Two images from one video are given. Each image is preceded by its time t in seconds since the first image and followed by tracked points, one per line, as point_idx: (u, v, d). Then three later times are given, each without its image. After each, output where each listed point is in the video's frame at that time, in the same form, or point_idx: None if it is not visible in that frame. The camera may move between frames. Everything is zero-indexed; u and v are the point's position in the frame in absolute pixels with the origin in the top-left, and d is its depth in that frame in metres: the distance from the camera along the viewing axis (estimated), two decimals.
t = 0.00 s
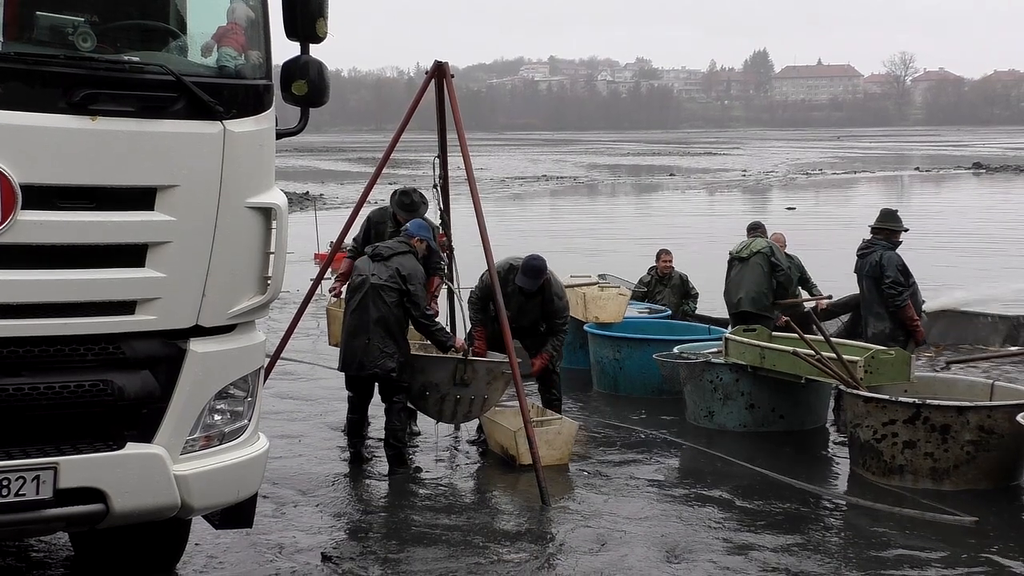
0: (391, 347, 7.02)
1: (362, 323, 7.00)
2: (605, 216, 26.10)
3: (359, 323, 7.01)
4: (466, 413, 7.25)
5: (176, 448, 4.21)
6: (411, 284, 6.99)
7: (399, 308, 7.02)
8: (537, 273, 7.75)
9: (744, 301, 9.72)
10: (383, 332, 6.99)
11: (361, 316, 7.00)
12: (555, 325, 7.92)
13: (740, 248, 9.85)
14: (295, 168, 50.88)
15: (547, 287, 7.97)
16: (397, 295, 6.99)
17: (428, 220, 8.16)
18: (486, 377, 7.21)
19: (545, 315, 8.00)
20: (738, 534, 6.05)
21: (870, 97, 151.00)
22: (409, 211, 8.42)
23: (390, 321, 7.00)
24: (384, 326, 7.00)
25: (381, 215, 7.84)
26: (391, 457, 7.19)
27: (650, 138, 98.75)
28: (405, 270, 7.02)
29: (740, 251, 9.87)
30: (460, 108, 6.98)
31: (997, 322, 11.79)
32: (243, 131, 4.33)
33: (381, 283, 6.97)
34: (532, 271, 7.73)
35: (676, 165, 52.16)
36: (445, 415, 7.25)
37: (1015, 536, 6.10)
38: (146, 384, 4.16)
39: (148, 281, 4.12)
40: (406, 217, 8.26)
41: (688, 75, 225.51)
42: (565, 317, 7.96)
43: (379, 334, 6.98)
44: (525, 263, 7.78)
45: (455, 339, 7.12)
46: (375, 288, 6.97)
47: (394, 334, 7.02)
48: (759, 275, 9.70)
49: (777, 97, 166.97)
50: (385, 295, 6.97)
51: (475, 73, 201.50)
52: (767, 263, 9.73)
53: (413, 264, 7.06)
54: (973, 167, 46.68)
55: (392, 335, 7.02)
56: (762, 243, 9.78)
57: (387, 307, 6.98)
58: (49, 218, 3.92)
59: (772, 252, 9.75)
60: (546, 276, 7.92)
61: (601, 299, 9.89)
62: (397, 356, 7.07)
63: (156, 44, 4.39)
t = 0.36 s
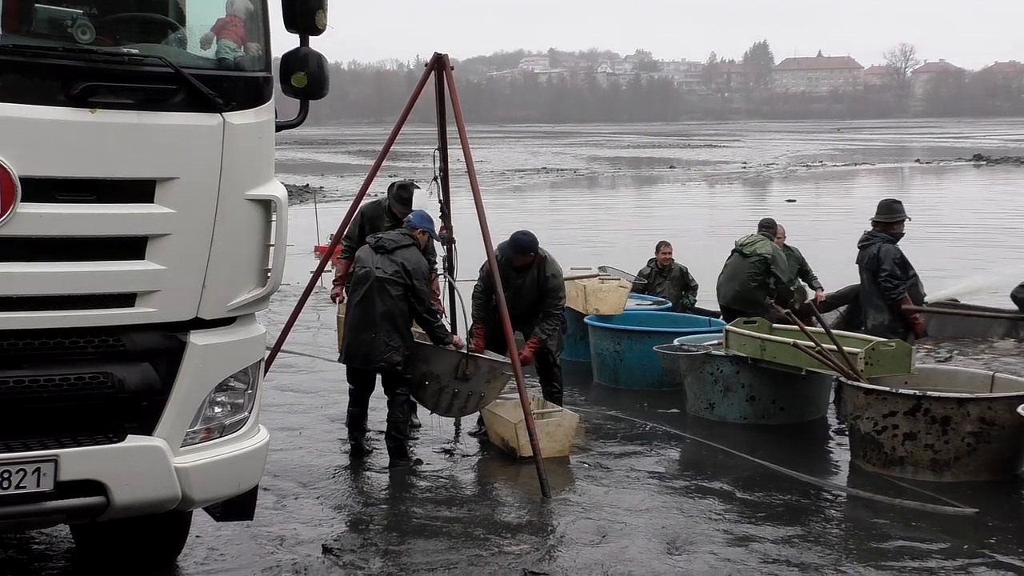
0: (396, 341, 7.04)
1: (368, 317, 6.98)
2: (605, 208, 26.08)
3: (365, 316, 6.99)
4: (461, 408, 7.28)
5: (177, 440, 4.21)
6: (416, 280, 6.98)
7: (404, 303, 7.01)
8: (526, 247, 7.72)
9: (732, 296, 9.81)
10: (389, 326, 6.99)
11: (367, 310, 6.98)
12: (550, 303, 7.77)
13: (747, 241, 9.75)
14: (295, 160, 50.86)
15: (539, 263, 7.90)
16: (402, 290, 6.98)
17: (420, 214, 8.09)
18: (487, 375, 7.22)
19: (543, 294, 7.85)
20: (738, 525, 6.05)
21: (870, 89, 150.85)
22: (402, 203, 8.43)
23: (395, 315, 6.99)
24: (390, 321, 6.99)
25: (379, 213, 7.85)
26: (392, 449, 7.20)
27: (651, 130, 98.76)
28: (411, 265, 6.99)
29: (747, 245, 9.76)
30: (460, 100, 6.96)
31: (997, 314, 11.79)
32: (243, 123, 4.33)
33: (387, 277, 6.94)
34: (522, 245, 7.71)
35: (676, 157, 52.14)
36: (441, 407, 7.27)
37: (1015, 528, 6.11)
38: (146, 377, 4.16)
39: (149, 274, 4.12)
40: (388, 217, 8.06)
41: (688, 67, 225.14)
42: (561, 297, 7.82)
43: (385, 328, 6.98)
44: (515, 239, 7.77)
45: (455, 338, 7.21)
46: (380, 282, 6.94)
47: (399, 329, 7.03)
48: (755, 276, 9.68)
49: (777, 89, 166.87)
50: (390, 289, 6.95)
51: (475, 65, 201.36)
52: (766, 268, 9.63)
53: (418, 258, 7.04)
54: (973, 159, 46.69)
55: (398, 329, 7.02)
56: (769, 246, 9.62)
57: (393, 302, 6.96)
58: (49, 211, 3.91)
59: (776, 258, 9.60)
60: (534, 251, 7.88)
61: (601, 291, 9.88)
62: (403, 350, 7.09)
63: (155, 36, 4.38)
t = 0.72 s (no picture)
0: (402, 333, 7.04)
1: (373, 309, 6.99)
2: (606, 200, 26.06)
3: (369, 309, 6.99)
4: (455, 401, 7.26)
5: (177, 432, 4.21)
6: (419, 269, 6.97)
7: (408, 294, 7.02)
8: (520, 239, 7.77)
9: (725, 290, 9.78)
10: (395, 318, 7.00)
11: (371, 303, 6.98)
12: (549, 293, 7.82)
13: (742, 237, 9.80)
14: (296, 153, 50.83)
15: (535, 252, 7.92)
16: (406, 280, 6.99)
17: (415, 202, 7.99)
18: (481, 371, 7.19)
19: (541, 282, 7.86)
20: (739, 517, 6.05)
21: (872, 81, 150.62)
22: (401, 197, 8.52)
23: (400, 307, 7.00)
24: (394, 312, 6.99)
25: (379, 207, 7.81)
26: (394, 441, 7.20)
27: (653, 122, 98.65)
28: (414, 255, 7.00)
29: (741, 241, 9.81)
30: (461, 91, 6.95)
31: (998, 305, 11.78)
32: (244, 115, 4.32)
33: (391, 269, 6.95)
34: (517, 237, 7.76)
35: (678, 149, 52.08)
36: (434, 398, 7.28)
37: (1017, 520, 6.10)
38: (147, 369, 4.16)
39: (149, 266, 4.12)
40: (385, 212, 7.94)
41: (690, 58, 224.87)
42: (559, 286, 7.84)
43: (391, 320, 6.99)
44: (507, 232, 7.80)
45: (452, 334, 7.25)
46: (384, 274, 6.94)
47: (405, 320, 7.05)
48: (751, 271, 9.69)
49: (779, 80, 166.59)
50: (395, 281, 6.96)
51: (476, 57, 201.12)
52: (760, 264, 9.70)
53: (420, 248, 7.06)
54: (975, 150, 46.62)
55: (403, 321, 7.04)
56: (763, 244, 9.72)
57: (398, 293, 6.98)
58: (49, 203, 3.90)
59: (769, 254, 9.72)
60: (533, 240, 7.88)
61: (603, 283, 9.87)
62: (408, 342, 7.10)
63: (155, 28, 4.37)
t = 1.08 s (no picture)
0: (404, 325, 7.05)
1: (374, 302, 6.98)
2: (607, 192, 26.06)
3: (371, 303, 6.99)
4: (456, 392, 7.28)
5: (179, 424, 4.22)
6: (419, 259, 6.95)
7: (409, 285, 7.02)
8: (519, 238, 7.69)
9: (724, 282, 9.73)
10: (396, 310, 7.00)
11: (373, 296, 6.97)
12: (549, 284, 7.75)
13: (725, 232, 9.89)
14: (297, 145, 50.81)
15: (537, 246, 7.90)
16: (407, 272, 6.98)
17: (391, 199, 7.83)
18: (482, 361, 7.18)
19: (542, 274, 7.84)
20: (740, 510, 6.05)
21: (874, 73, 150.45)
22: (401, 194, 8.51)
23: (401, 299, 7.01)
24: (396, 304, 7.00)
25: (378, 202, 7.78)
26: (395, 433, 7.20)
27: (654, 115, 98.61)
28: (415, 246, 6.99)
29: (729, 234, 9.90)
30: (462, 83, 6.93)
31: (999, 297, 11.77)
32: (245, 107, 4.31)
33: (391, 261, 6.95)
34: (515, 236, 7.68)
35: (679, 141, 52.01)
36: (435, 389, 7.28)
37: (1017, 512, 6.10)
38: (148, 361, 4.15)
39: (150, 258, 4.11)
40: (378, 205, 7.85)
41: (691, 51, 224.60)
42: (560, 277, 7.79)
43: (393, 312, 6.99)
44: (507, 231, 7.74)
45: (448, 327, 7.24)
46: (385, 267, 6.94)
47: (406, 312, 7.05)
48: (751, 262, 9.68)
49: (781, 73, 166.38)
50: (395, 273, 6.95)
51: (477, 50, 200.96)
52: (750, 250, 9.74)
53: (421, 239, 7.03)
54: (978, 142, 46.56)
55: (404, 312, 7.04)
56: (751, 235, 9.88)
57: (398, 285, 6.98)
58: (50, 195, 3.90)
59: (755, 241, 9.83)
60: (533, 233, 7.86)
61: (603, 276, 9.86)
62: (410, 333, 7.11)
63: (156, 20, 4.37)
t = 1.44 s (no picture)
0: (406, 319, 7.06)
1: (375, 296, 6.98)
2: (609, 187, 26.04)
3: (372, 297, 6.98)
4: (454, 387, 7.29)
5: (182, 418, 4.22)
6: (421, 254, 6.97)
7: (411, 280, 7.02)
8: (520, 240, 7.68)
9: (726, 279, 9.70)
10: (398, 304, 7.01)
11: (374, 290, 6.97)
12: (549, 281, 7.76)
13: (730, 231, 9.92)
14: (300, 140, 50.77)
15: (539, 245, 7.89)
16: (408, 266, 6.99)
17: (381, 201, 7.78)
18: (481, 358, 7.18)
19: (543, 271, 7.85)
20: (743, 504, 6.06)
21: (876, 67, 150.20)
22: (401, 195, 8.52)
23: (403, 293, 7.01)
24: (397, 299, 7.00)
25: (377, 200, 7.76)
26: (397, 428, 7.21)
27: (657, 109, 98.59)
28: (416, 240, 7.00)
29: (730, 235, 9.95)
30: (465, 79, 6.91)
31: (1002, 293, 11.75)
32: (248, 101, 4.30)
33: (393, 255, 6.95)
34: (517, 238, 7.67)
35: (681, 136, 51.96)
36: (433, 384, 7.28)
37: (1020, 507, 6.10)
38: (151, 355, 4.16)
39: (153, 252, 4.11)
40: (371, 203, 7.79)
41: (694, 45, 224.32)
42: (559, 274, 7.80)
43: (395, 306, 7.00)
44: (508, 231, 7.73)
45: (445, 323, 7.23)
46: (387, 260, 6.94)
47: (408, 306, 7.05)
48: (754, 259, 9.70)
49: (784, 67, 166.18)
50: (397, 267, 6.96)
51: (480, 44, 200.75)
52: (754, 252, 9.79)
53: (422, 233, 7.05)
54: (981, 137, 46.47)
55: (405, 307, 7.04)
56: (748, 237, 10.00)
57: (400, 279, 6.98)
58: (52, 189, 3.90)
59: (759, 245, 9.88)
60: (533, 231, 7.85)
61: (607, 271, 9.88)
62: (411, 328, 7.11)
63: (159, 13, 4.34)
